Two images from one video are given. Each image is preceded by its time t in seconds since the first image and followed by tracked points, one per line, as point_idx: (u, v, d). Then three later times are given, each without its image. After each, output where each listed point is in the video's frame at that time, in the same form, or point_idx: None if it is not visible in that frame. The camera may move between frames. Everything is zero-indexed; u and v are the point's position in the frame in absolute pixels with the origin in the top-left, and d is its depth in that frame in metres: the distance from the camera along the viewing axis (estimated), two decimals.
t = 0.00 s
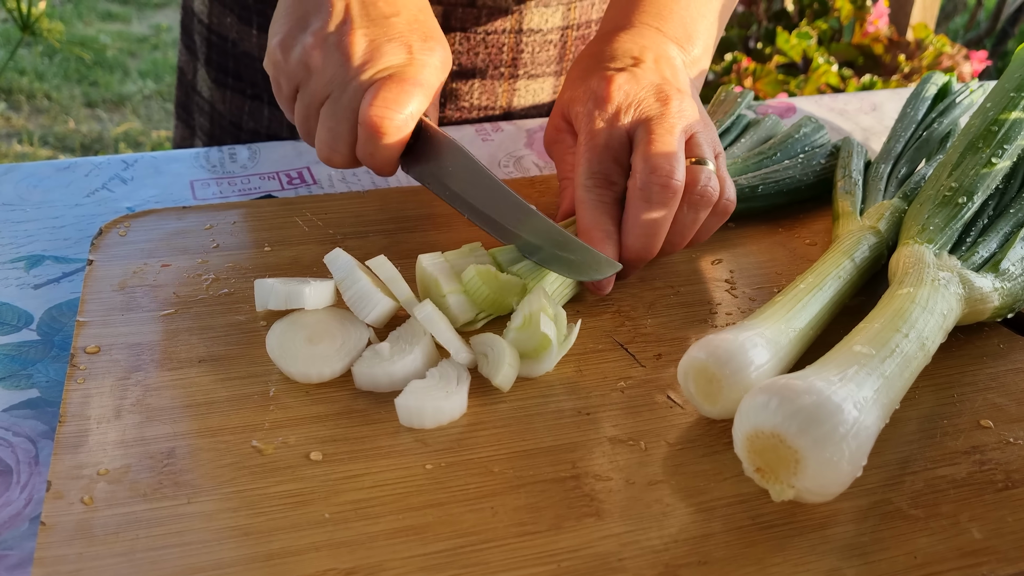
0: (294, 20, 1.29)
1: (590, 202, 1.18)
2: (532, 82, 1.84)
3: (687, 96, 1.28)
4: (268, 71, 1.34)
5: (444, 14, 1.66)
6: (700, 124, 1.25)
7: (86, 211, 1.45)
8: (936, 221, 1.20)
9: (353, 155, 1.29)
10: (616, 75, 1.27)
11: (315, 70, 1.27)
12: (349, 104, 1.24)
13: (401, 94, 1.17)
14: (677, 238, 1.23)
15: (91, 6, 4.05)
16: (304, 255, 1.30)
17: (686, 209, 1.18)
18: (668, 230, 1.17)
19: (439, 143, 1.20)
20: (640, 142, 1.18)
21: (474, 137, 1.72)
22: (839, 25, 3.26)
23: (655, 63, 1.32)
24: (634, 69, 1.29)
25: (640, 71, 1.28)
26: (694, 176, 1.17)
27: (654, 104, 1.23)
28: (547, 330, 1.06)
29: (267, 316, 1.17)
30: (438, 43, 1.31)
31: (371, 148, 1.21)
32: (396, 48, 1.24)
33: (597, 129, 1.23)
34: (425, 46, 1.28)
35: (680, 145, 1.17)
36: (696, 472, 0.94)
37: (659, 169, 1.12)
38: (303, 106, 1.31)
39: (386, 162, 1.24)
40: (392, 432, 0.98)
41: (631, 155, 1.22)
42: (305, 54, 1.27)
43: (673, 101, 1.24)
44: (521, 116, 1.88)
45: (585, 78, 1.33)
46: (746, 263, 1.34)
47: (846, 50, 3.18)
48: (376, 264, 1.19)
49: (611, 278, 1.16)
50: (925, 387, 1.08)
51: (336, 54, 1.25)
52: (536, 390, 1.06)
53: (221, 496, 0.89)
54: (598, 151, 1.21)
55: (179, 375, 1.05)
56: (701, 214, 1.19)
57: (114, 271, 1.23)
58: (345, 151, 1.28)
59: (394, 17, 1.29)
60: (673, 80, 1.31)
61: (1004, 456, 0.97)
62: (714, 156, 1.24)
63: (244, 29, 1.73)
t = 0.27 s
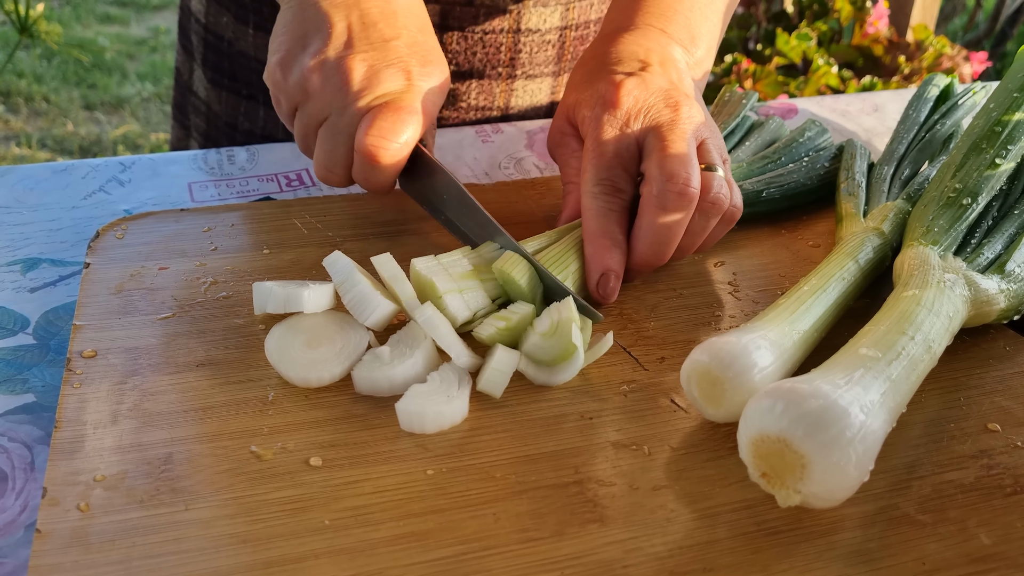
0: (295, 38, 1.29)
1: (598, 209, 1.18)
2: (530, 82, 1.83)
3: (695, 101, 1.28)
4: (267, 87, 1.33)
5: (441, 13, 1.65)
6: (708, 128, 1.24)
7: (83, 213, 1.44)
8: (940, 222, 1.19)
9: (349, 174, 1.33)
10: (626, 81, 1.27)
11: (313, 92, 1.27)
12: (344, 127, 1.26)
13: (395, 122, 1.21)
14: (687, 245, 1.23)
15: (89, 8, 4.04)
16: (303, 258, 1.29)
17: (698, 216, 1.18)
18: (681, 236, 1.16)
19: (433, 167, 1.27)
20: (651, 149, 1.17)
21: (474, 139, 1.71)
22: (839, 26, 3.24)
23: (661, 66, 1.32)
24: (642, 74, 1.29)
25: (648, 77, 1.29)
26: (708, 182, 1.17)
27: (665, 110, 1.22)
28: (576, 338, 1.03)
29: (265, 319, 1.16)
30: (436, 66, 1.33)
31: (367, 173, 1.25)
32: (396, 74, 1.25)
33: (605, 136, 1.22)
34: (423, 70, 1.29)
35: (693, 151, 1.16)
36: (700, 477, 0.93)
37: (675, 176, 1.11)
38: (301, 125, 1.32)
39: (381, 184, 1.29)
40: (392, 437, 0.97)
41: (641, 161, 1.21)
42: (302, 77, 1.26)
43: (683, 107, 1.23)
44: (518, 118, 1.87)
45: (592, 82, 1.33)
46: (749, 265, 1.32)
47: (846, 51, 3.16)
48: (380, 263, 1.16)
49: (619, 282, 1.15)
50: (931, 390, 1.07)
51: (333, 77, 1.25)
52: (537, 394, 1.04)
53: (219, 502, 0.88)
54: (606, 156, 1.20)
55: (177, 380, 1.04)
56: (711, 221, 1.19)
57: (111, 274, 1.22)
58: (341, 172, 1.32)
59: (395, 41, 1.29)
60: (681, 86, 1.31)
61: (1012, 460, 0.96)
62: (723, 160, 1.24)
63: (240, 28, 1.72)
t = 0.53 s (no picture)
0: None
1: (610, 206, 1.17)
2: (527, 82, 1.81)
3: (704, 95, 1.29)
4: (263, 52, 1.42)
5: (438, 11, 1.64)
6: (717, 123, 1.25)
7: (78, 216, 1.43)
8: (945, 224, 1.18)
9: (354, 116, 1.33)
10: (637, 73, 1.25)
11: (300, 40, 1.33)
12: (336, 68, 1.27)
13: (379, 47, 1.19)
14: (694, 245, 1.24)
15: (87, 11, 4.02)
16: (300, 261, 1.28)
17: (709, 215, 1.19)
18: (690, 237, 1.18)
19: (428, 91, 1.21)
20: (663, 148, 1.18)
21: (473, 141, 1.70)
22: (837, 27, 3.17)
23: (670, 57, 1.32)
24: (651, 66, 1.28)
25: (658, 69, 1.28)
26: (719, 181, 1.18)
27: (676, 107, 1.23)
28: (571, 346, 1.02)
29: (262, 324, 1.14)
30: None
31: (361, 103, 1.22)
32: (369, 3, 1.25)
33: (618, 130, 1.20)
34: None
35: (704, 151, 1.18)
36: (704, 484, 0.91)
37: (688, 177, 1.13)
38: (300, 78, 1.38)
39: (379, 116, 1.25)
40: (390, 444, 0.96)
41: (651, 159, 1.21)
42: (287, 26, 1.33)
43: (694, 104, 1.24)
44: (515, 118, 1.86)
45: (600, 70, 1.30)
46: (751, 268, 1.31)
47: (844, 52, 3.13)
48: (368, 267, 1.17)
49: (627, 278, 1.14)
50: (937, 394, 1.05)
51: (312, 20, 1.29)
52: (538, 400, 1.03)
53: (214, 511, 0.86)
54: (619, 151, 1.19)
55: (172, 385, 1.02)
56: (722, 221, 1.20)
57: (106, 278, 1.21)
58: (345, 113, 1.32)
59: None
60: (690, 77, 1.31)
61: (1020, 466, 0.94)
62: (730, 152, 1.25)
63: (238, 28, 1.70)
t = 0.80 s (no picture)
0: (334, 56, 1.23)
1: (607, 207, 1.15)
2: (528, 79, 1.80)
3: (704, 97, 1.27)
4: (303, 105, 1.28)
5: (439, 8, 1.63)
6: (716, 126, 1.23)
7: (76, 215, 1.41)
8: (955, 222, 1.16)
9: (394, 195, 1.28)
10: (636, 74, 1.23)
11: (359, 110, 1.22)
12: (392, 146, 1.21)
13: (444, 139, 1.16)
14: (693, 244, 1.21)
15: (86, 12, 4.00)
16: (300, 260, 1.26)
17: (706, 214, 1.17)
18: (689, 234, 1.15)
19: (484, 184, 1.23)
20: (660, 145, 1.16)
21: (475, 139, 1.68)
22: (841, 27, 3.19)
23: (669, 62, 1.30)
24: (650, 69, 1.26)
25: (656, 71, 1.26)
26: (716, 179, 1.16)
27: (675, 106, 1.21)
28: (577, 348, 1.00)
29: (262, 324, 1.12)
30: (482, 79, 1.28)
31: (417, 191, 1.21)
32: (443, 90, 1.21)
33: (614, 132, 1.18)
34: (470, 86, 1.25)
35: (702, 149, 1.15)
36: (713, 486, 0.90)
37: (683, 173, 1.11)
38: (343, 145, 1.27)
39: (430, 203, 1.24)
40: (393, 446, 0.94)
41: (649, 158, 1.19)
42: (347, 93, 1.21)
43: (693, 104, 1.22)
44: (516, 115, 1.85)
45: (599, 75, 1.28)
46: (758, 267, 1.29)
47: (847, 53, 3.14)
48: (370, 265, 1.16)
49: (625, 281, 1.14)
50: (948, 395, 1.03)
51: (380, 92, 1.20)
52: (542, 401, 1.01)
53: (214, 514, 0.84)
54: (614, 150, 1.17)
55: (170, 386, 1.01)
56: (719, 220, 1.18)
57: (103, 278, 1.19)
58: (386, 193, 1.27)
59: (439, 55, 1.25)
60: (689, 81, 1.29)
61: None
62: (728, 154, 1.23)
63: (238, 24, 1.69)
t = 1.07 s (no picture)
0: (244, 17, 1.36)
1: (620, 207, 1.14)
2: (533, 75, 1.78)
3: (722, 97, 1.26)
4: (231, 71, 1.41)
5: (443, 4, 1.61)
6: (734, 129, 1.21)
7: (70, 216, 1.39)
8: (964, 221, 1.14)
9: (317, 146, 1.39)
10: (657, 72, 1.22)
11: (266, 71, 1.34)
12: (302, 103, 1.31)
13: (341, 98, 1.26)
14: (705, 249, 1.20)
15: (84, 13, 3.98)
16: (298, 261, 1.24)
17: (721, 222, 1.16)
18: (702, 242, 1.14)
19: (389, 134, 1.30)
20: (677, 149, 1.15)
21: (475, 138, 1.66)
22: (842, 26, 3.17)
23: (689, 59, 1.29)
24: (671, 67, 1.25)
25: (677, 70, 1.25)
26: (733, 188, 1.15)
27: (696, 107, 1.19)
28: (578, 354, 0.98)
29: (258, 325, 1.10)
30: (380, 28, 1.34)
31: (327, 145, 1.32)
32: (337, 45, 1.29)
33: (632, 129, 1.17)
34: (364, 36, 1.31)
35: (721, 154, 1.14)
36: (720, 491, 0.88)
37: (703, 180, 1.09)
38: (266, 102, 1.39)
39: (345, 151, 1.34)
40: (392, 450, 0.92)
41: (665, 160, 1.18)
42: (254, 55, 1.33)
43: (713, 105, 1.21)
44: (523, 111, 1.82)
45: (618, 71, 1.28)
46: (762, 267, 1.27)
47: (848, 52, 3.11)
48: (361, 266, 1.14)
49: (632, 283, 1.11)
50: (958, 397, 1.01)
51: (280, 52, 1.31)
52: (544, 404, 0.99)
53: (208, 521, 0.82)
54: (631, 151, 1.15)
55: (164, 389, 0.99)
56: (733, 229, 1.17)
57: (97, 279, 1.17)
58: (308, 145, 1.38)
59: (334, 9, 1.32)
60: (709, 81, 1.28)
61: None
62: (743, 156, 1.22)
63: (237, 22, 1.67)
